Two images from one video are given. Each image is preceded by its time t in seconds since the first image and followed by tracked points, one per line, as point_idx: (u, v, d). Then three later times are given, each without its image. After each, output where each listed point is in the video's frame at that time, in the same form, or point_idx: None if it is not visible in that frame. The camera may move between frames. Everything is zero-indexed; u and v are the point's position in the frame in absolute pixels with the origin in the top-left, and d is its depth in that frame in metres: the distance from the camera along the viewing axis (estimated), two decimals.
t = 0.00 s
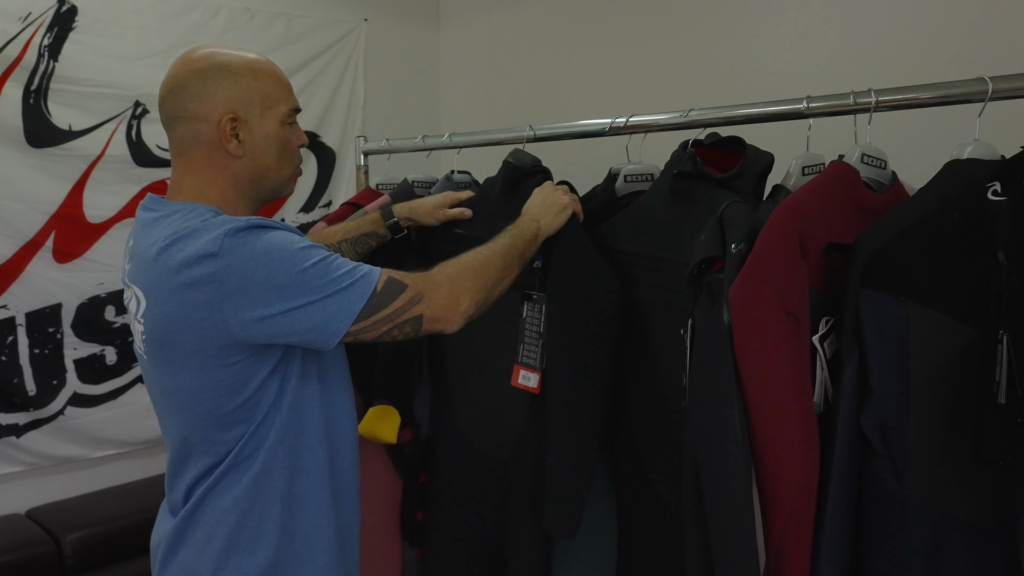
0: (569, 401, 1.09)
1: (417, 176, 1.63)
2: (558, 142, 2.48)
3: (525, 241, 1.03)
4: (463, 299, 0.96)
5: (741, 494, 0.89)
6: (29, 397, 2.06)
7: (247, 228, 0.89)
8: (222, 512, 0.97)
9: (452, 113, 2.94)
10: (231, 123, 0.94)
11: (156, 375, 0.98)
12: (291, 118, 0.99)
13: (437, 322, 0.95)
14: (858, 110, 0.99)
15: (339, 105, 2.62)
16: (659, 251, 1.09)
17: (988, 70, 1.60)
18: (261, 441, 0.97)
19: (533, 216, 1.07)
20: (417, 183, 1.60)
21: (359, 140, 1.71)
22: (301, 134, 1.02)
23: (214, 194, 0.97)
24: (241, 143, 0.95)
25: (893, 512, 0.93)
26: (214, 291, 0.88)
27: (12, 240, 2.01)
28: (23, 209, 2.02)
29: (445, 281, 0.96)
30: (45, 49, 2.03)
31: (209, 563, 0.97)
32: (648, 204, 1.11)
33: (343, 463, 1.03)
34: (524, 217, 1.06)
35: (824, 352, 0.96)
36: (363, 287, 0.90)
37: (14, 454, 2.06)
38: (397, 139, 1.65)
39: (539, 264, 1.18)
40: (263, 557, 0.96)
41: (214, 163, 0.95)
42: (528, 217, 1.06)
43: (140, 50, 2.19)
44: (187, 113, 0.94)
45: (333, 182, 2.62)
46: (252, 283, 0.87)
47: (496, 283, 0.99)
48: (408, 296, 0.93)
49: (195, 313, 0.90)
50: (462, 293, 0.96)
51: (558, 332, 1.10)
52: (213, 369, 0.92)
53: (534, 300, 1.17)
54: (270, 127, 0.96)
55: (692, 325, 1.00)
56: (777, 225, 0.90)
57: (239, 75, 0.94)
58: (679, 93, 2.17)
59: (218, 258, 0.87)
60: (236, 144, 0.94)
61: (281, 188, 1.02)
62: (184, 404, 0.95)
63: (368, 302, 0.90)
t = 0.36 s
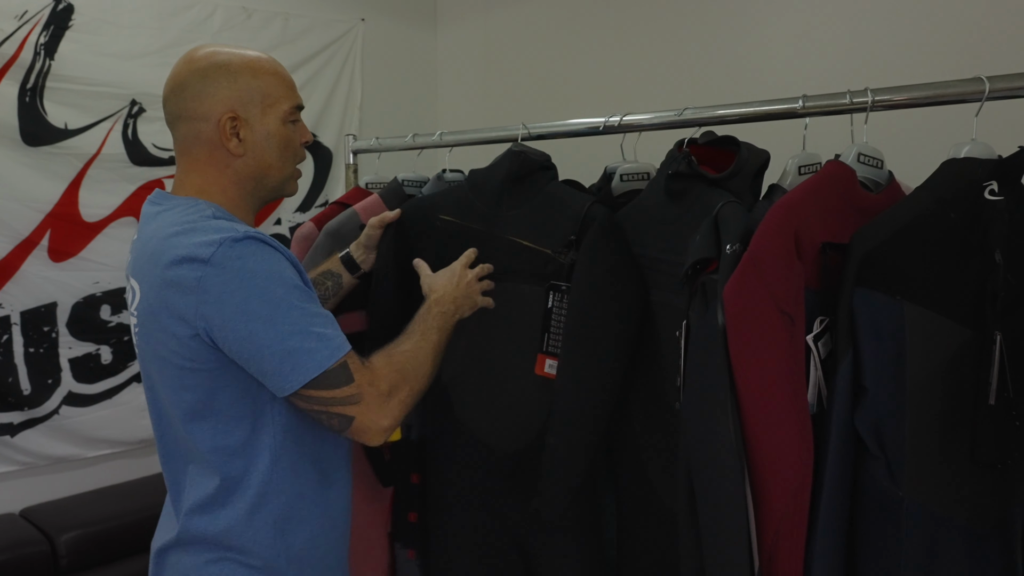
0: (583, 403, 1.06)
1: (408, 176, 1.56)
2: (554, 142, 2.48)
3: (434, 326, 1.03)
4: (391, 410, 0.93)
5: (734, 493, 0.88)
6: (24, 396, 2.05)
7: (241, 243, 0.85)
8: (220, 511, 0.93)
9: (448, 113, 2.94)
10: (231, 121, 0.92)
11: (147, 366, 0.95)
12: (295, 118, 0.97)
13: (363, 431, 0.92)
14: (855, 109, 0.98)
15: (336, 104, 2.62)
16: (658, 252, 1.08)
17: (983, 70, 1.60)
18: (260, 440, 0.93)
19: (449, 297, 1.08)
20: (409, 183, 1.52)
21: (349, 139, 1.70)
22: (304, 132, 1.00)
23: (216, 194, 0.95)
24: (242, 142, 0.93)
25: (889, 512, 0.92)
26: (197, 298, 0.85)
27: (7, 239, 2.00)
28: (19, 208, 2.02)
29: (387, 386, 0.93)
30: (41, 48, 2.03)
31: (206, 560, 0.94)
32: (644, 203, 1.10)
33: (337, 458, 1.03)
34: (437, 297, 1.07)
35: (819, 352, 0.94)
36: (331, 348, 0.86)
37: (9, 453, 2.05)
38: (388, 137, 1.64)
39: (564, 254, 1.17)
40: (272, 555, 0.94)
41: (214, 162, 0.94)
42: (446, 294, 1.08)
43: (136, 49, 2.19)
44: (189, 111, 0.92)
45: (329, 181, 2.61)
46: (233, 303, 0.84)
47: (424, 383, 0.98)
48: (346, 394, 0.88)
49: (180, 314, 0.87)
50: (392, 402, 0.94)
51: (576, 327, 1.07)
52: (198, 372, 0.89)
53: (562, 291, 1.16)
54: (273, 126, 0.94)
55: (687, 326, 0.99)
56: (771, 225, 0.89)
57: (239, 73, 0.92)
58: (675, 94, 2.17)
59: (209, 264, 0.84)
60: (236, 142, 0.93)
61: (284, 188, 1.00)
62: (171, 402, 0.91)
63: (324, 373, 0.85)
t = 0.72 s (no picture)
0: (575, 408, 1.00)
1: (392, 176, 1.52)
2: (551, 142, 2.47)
3: (387, 319, 1.01)
4: (347, 408, 0.93)
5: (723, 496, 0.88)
6: (21, 395, 2.05)
7: (200, 240, 0.86)
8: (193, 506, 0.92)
9: (445, 112, 2.93)
10: (203, 116, 0.92)
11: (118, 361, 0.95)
12: (270, 111, 0.97)
13: (317, 432, 0.92)
14: (851, 109, 0.97)
15: (333, 104, 2.61)
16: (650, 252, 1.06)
17: (980, 70, 1.59)
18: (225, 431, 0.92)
19: (401, 278, 1.02)
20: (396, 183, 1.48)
21: (333, 138, 1.69)
22: (283, 126, 0.99)
23: (193, 190, 0.94)
24: (215, 136, 0.93)
25: (882, 515, 0.90)
26: (155, 293, 0.86)
27: (4, 238, 2.00)
28: (15, 207, 2.01)
29: (340, 389, 0.92)
30: (38, 46, 2.02)
31: (184, 557, 0.92)
32: (637, 204, 1.09)
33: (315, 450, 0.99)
34: (394, 281, 1.02)
35: (818, 355, 0.94)
36: (286, 344, 0.87)
37: (5, 453, 2.05)
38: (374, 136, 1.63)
39: (552, 241, 1.09)
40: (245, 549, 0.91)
41: (190, 158, 0.93)
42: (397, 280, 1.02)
43: (133, 48, 2.18)
44: (161, 109, 0.93)
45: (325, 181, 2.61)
46: (189, 301, 0.85)
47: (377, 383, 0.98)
48: (301, 391, 0.88)
49: (141, 309, 0.88)
50: (346, 399, 0.93)
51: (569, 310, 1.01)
52: (162, 367, 0.90)
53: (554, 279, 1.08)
54: (245, 120, 0.94)
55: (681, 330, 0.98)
56: (764, 228, 0.88)
57: (209, 69, 0.93)
58: (672, 93, 2.16)
59: (164, 261, 0.85)
60: (209, 137, 0.93)
61: (264, 181, 0.99)
62: (138, 396, 0.93)
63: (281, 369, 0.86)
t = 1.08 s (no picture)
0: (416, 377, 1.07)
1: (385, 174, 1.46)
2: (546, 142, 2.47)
3: (394, 222, 0.89)
4: (349, 326, 0.85)
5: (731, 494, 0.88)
6: (18, 393, 2.05)
7: (149, 217, 0.85)
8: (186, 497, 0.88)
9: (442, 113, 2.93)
10: (150, 117, 0.92)
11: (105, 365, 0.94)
12: (218, 101, 0.95)
13: (327, 352, 0.85)
14: (845, 110, 0.97)
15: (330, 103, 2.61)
16: (642, 251, 1.06)
17: (974, 72, 1.59)
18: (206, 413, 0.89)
19: (411, 172, 0.90)
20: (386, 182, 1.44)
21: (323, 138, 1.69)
22: (235, 115, 0.98)
23: (157, 190, 0.94)
24: (164, 134, 0.92)
25: (882, 517, 0.90)
26: (119, 281, 0.85)
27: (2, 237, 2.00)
28: (13, 206, 2.01)
29: (329, 308, 0.84)
30: (36, 46, 2.02)
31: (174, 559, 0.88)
32: (627, 203, 1.09)
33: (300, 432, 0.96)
34: (395, 183, 0.89)
35: (814, 353, 0.94)
36: (256, 287, 0.81)
37: (3, 451, 2.05)
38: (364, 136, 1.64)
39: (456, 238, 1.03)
40: (246, 530, 0.87)
41: (148, 162, 0.94)
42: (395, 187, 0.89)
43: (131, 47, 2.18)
44: (114, 117, 0.94)
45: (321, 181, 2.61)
46: (152, 278, 0.83)
47: (386, 294, 0.87)
48: (284, 325, 0.82)
49: (111, 301, 0.87)
50: (345, 316, 0.84)
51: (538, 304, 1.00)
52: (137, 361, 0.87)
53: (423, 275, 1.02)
54: (192, 113, 0.93)
55: (675, 326, 0.99)
56: (764, 224, 0.88)
57: (149, 70, 0.93)
58: (668, 94, 2.16)
59: (123, 246, 0.84)
60: (159, 136, 0.92)
61: (227, 172, 0.97)
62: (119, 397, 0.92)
63: (256, 313, 0.81)
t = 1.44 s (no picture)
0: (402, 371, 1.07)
1: (371, 175, 1.42)
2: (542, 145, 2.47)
3: (436, 327, 0.91)
4: (315, 383, 0.84)
5: (725, 510, 0.85)
6: (13, 396, 2.05)
7: (124, 240, 0.83)
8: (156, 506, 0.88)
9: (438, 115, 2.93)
10: (138, 118, 0.90)
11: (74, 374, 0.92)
12: (210, 110, 0.94)
13: (288, 398, 0.84)
14: (836, 112, 0.97)
15: (326, 106, 2.61)
16: (631, 253, 1.05)
17: (967, 75, 1.59)
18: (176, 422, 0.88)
19: (474, 298, 0.95)
20: (370, 183, 1.41)
21: (310, 139, 1.68)
22: (226, 125, 0.97)
23: (136, 194, 0.92)
24: (151, 138, 0.91)
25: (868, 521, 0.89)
26: (91, 300, 0.83)
27: None
28: (9, 208, 2.01)
29: (304, 358, 0.84)
30: (32, 48, 2.02)
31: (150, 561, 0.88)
32: (617, 205, 1.08)
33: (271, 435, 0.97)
34: (454, 292, 0.94)
35: (807, 359, 0.91)
36: (224, 324, 0.80)
37: None
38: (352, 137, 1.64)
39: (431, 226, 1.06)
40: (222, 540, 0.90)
41: (130, 163, 0.92)
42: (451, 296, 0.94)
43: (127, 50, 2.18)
44: (101, 114, 0.92)
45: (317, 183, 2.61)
46: (122, 301, 0.81)
47: (371, 372, 0.87)
48: (254, 363, 0.81)
49: (82, 318, 0.85)
50: (316, 377, 0.84)
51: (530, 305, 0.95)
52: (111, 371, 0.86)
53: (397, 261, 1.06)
54: (181, 120, 0.91)
55: (666, 332, 0.95)
56: (758, 229, 0.87)
57: (143, 71, 0.91)
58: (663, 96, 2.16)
59: (96, 266, 0.82)
60: (145, 139, 0.91)
61: (209, 182, 0.96)
62: (86, 410, 0.90)
63: (222, 352, 0.80)
